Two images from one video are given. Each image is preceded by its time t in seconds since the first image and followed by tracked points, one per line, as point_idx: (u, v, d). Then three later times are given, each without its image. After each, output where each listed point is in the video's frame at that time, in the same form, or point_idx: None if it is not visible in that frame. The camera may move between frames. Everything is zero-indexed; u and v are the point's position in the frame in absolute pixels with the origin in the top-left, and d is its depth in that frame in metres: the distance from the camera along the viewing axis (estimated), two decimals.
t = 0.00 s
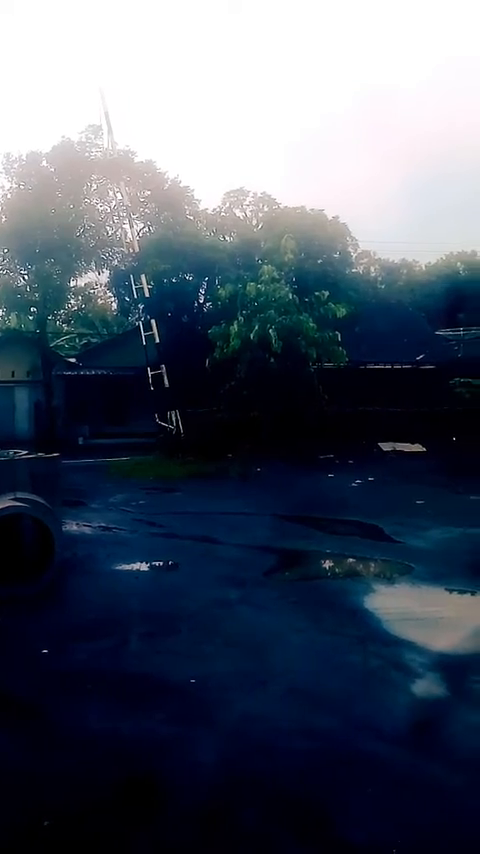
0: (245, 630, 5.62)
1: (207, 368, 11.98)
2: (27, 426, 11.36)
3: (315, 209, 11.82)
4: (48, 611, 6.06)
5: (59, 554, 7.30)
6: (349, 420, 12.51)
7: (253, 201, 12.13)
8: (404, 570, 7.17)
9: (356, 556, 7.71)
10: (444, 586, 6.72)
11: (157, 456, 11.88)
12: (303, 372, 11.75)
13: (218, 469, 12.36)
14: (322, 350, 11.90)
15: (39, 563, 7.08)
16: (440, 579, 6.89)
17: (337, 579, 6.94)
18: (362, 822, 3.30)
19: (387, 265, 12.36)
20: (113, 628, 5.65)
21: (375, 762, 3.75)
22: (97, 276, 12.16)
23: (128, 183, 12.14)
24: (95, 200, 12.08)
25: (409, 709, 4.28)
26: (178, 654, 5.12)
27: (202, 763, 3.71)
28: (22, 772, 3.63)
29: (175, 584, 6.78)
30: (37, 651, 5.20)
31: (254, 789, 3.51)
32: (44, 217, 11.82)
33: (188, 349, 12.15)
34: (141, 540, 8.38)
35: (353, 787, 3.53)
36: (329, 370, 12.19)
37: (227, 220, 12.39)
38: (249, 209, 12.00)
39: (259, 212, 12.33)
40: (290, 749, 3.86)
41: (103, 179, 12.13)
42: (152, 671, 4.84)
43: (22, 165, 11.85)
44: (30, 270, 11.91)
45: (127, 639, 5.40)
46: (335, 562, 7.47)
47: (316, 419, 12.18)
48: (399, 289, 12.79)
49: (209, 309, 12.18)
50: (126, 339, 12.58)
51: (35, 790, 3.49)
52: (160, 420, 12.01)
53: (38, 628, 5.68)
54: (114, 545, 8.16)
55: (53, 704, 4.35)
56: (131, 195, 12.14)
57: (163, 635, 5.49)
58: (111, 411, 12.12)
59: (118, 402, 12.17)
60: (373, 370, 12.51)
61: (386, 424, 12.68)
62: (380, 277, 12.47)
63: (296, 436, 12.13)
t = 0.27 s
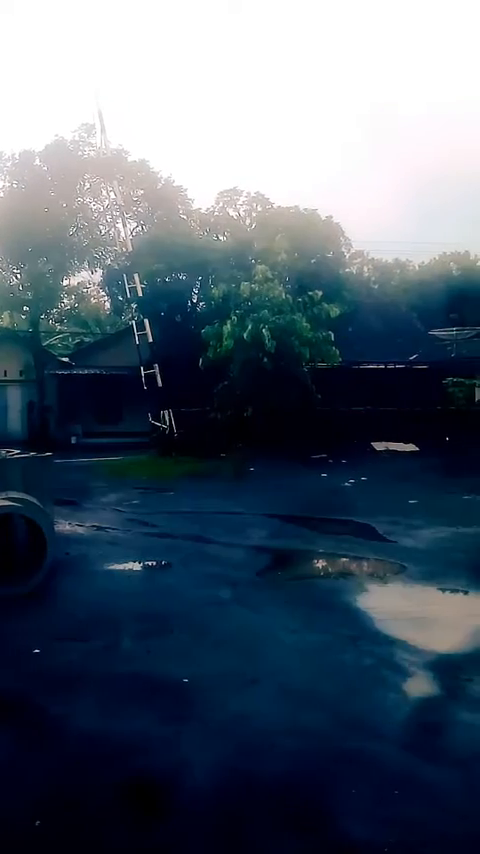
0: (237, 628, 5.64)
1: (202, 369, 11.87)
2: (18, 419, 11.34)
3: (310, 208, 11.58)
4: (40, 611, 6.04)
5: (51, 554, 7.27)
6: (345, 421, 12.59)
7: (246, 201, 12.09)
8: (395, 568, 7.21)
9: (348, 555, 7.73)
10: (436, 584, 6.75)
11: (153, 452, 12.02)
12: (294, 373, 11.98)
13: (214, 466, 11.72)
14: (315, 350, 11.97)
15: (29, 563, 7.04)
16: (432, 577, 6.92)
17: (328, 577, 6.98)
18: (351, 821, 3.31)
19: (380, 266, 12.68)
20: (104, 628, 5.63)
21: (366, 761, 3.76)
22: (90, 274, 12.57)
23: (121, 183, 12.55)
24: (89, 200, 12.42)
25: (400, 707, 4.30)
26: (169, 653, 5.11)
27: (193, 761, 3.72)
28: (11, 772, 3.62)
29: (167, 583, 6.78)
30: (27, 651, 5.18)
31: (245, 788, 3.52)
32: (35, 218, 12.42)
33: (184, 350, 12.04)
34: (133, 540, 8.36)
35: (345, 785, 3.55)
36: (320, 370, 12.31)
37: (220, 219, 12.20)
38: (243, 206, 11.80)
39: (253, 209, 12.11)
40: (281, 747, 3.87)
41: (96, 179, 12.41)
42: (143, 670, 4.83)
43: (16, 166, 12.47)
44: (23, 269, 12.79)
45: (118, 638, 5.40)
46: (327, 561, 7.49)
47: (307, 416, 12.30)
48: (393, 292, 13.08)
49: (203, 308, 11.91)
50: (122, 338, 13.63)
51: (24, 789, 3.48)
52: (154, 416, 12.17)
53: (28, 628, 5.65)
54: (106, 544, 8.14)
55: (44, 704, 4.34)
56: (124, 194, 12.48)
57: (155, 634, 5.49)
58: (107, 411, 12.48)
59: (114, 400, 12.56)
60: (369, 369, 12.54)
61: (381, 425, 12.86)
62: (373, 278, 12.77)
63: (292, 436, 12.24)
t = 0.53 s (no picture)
0: (228, 626, 5.63)
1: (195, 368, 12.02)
2: (5, 419, 12.12)
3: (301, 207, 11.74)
4: (30, 610, 6.00)
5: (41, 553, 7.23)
6: (335, 421, 12.51)
7: (238, 198, 12.11)
8: (386, 567, 7.23)
9: (339, 553, 7.74)
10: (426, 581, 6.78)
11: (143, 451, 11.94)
12: (286, 372, 11.77)
13: (205, 465, 11.40)
14: (307, 347, 11.79)
15: (19, 562, 7.00)
16: (423, 575, 6.94)
17: (319, 575, 6.99)
18: (342, 818, 3.31)
19: (371, 265, 12.81)
20: (95, 627, 5.61)
21: (358, 759, 3.76)
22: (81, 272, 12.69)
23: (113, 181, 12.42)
24: (80, 197, 12.53)
25: (391, 705, 4.31)
26: (160, 652, 5.10)
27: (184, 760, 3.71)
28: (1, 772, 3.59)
29: (159, 582, 6.76)
30: (17, 650, 5.15)
31: (236, 787, 3.52)
32: (26, 216, 12.38)
33: (176, 349, 12.23)
34: (124, 538, 8.35)
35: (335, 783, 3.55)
36: (312, 369, 12.47)
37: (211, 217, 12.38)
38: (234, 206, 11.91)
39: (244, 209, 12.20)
40: (272, 746, 3.87)
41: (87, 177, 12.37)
42: (134, 669, 4.82)
43: (6, 164, 12.44)
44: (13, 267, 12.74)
45: (109, 638, 5.38)
46: (318, 560, 7.51)
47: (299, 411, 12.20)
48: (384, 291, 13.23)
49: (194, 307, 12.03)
50: (113, 337, 13.26)
51: (15, 789, 3.46)
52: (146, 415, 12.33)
53: (18, 628, 5.61)
54: (97, 543, 8.11)
55: (34, 704, 4.31)
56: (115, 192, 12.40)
57: (146, 633, 5.47)
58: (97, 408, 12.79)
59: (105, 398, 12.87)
60: (358, 368, 12.77)
61: (372, 424, 12.72)
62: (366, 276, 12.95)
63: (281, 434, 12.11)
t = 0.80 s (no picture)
0: (218, 625, 5.62)
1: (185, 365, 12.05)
2: None
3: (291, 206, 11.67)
4: (17, 609, 5.96)
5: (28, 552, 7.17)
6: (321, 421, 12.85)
7: (228, 196, 11.97)
8: (375, 566, 7.22)
9: (328, 552, 7.73)
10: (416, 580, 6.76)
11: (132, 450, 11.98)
12: (277, 374, 11.88)
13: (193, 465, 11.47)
14: (297, 346, 11.94)
15: (6, 560, 6.94)
16: (413, 574, 6.94)
17: (309, 574, 6.98)
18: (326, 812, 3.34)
19: (361, 265, 11.87)
20: (83, 626, 5.58)
21: (349, 758, 3.76)
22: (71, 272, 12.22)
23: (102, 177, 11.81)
24: (68, 194, 12.05)
25: (381, 704, 4.31)
26: (149, 650, 5.10)
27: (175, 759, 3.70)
28: None
29: (148, 581, 6.72)
30: (4, 649, 5.11)
31: (223, 783, 3.54)
32: (15, 212, 12.24)
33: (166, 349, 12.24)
34: (113, 537, 8.31)
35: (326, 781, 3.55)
36: (300, 370, 12.63)
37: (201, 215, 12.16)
38: (224, 204, 11.76)
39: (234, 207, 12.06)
40: (263, 745, 3.86)
41: (75, 174, 11.86)
42: (122, 667, 4.81)
43: None
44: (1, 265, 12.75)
45: (98, 636, 5.35)
46: (308, 559, 7.49)
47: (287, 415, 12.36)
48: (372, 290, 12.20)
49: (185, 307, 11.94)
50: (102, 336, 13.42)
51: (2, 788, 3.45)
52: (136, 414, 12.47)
53: (6, 626, 5.57)
54: (86, 542, 8.07)
55: (21, 703, 4.29)
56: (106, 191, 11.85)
57: (135, 632, 5.45)
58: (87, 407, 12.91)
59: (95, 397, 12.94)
60: (349, 367, 12.81)
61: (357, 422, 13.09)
62: (354, 274, 12.16)
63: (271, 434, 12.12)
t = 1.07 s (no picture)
0: (206, 622, 5.60)
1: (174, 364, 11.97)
2: None
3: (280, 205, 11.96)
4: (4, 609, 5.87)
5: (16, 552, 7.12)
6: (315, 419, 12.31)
7: (217, 195, 12.13)
8: (364, 563, 7.23)
9: (318, 551, 7.72)
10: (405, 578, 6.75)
11: (122, 450, 11.74)
12: (266, 370, 11.45)
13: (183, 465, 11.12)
14: (286, 344, 11.45)
15: None
16: (401, 571, 6.94)
17: (298, 572, 6.97)
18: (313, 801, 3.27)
19: (350, 265, 13.91)
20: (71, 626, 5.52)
21: (338, 753, 3.67)
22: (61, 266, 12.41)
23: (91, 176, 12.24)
24: (57, 192, 11.98)
25: (369, 700, 4.26)
26: (138, 649, 5.06)
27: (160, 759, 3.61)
28: None
29: (137, 580, 6.69)
30: None
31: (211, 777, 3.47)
32: (2, 208, 11.61)
33: (155, 347, 12.31)
34: (102, 536, 8.25)
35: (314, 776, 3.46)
36: (289, 370, 12.65)
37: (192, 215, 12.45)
38: (214, 203, 11.92)
39: (224, 207, 12.24)
40: (250, 743, 3.79)
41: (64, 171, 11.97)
42: (110, 667, 4.78)
43: None
44: None
45: (86, 636, 5.32)
46: (297, 557, 7.48)
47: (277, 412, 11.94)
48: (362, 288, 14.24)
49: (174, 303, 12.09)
50: (91, 333, 13.24)
51: None
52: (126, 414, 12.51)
53: None
54: (75, 541, 8.02)
55: (8, 705, 4.23)
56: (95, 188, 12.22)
57: (123, 631, 5.42)
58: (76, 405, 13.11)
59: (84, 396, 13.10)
60: (337, 364, 12.74)
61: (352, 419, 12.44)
62: (343, 273, 13.89)
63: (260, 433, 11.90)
